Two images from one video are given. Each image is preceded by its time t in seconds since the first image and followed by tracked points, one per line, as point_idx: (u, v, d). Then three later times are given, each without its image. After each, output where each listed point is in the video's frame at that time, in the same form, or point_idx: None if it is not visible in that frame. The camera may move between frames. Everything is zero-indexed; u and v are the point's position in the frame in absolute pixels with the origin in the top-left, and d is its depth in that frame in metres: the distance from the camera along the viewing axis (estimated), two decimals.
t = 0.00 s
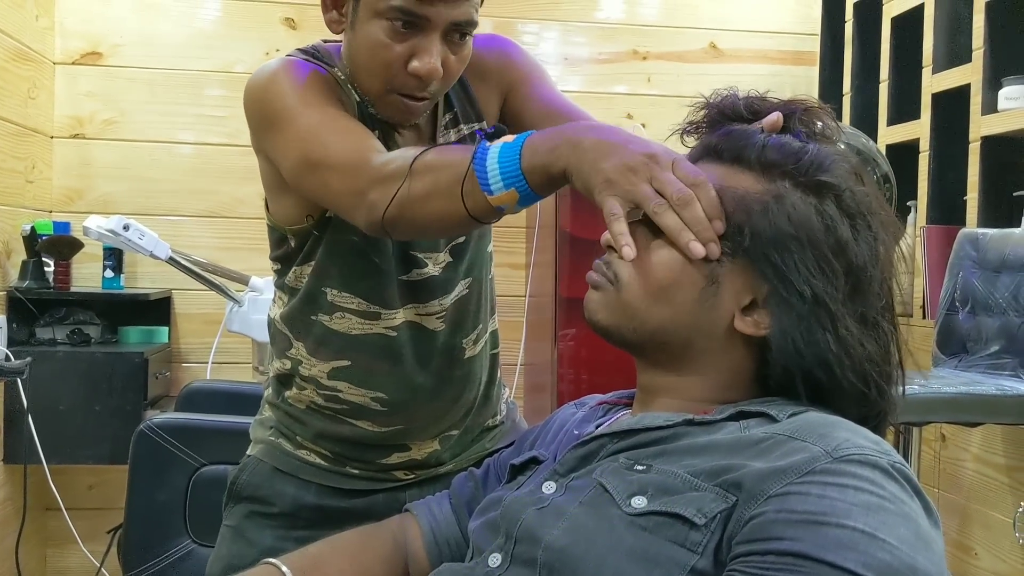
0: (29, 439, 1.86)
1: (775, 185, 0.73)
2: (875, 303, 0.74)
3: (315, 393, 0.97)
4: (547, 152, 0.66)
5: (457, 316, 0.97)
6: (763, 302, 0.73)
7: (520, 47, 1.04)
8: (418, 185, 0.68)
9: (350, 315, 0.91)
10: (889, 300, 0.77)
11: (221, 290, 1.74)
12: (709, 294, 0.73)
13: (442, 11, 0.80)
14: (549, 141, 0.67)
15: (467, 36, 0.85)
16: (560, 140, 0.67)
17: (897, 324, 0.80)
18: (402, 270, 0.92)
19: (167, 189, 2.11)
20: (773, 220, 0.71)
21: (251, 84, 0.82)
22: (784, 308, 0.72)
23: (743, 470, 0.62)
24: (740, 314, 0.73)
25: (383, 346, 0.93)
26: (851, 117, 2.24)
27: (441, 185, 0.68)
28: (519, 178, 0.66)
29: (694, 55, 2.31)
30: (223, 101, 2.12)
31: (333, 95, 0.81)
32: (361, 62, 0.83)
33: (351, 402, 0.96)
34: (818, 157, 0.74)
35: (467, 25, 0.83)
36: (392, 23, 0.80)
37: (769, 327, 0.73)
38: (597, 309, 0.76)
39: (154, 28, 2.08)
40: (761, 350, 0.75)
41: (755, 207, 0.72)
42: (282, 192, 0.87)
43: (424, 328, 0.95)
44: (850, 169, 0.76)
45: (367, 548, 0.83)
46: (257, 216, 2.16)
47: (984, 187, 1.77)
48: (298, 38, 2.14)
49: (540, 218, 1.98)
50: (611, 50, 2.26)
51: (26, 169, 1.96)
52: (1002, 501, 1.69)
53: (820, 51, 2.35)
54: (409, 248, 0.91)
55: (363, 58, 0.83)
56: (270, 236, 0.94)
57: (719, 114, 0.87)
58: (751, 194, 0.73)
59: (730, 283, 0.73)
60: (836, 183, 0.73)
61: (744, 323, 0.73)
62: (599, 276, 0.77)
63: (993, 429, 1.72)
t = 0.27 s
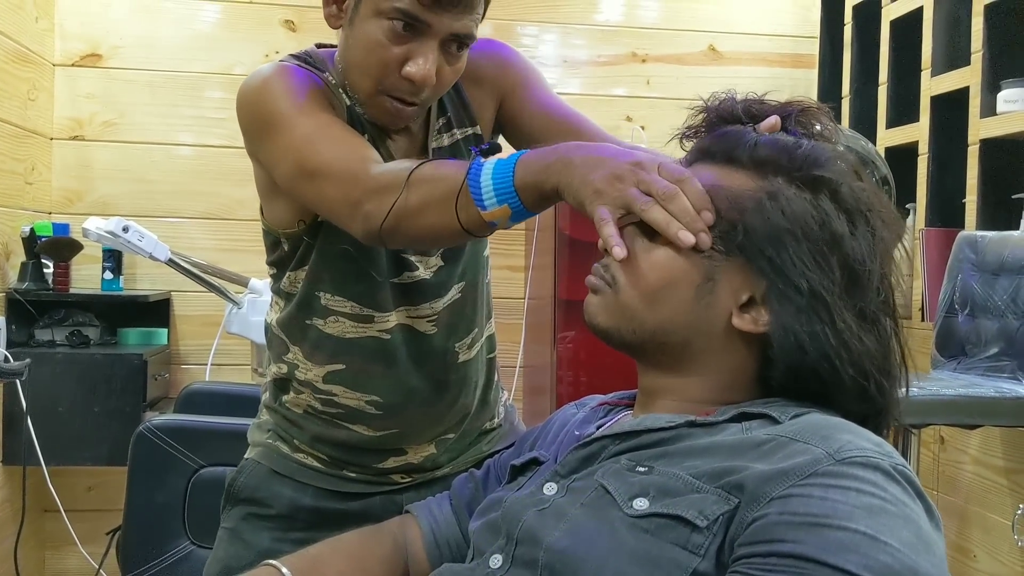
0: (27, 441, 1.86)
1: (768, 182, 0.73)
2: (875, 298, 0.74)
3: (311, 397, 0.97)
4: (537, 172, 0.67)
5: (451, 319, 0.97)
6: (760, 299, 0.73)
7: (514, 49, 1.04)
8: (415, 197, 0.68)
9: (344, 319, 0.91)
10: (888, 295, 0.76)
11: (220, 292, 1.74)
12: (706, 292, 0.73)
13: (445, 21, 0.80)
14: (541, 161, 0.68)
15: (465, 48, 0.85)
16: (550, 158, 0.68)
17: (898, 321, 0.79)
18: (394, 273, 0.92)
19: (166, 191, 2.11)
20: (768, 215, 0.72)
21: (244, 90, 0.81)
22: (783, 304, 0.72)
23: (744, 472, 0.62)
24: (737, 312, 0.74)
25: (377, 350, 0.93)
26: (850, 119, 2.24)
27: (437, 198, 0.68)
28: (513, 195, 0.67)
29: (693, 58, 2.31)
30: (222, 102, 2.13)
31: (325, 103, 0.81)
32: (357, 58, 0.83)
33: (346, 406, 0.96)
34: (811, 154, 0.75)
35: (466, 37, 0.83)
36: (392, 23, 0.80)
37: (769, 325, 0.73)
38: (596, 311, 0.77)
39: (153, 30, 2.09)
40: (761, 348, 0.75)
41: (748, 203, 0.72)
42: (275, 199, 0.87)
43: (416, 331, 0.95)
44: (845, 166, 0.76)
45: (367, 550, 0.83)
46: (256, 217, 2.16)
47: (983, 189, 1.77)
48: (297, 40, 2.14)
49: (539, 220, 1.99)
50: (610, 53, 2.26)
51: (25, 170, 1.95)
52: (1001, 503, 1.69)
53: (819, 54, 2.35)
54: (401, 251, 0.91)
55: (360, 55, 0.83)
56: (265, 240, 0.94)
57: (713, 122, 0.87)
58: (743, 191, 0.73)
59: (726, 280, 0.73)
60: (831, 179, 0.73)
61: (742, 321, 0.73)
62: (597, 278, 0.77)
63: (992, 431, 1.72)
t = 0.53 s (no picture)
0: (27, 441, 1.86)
1: (762, 182, 0.74)
2: (869, 299, 0.74)
3: (307, 400, 0.97)
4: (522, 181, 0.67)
5: (447, 323, 0.96)
6: (752, 299, 0.73)
7: (512, 54, 1.04)
8: (401, 202, 0.68)
9: (339, 322, 0.92)
10: (883, 296, 0.76)
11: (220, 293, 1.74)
12: (698, 291, 0.73)
13: (443, 27, 0.80)
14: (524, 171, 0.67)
15: (461, 55, 0.85)
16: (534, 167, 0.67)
17: (894, 322, 0.79)
18: (387, 276, 0.92)
19: (166, 192, 2.11)
20: (760, 215, 0.72)
21: (240, 88, 0.81)
22: (774, 302, 0.72)
23: (743, 472, 0.62)
24: (729, 311, 0.74)
25: (371, 353, 0.93)
26: (850, 120, 2.24)
27: (422, 204, 0.68)
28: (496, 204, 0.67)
29: (693, 59, 2.31)
30: (222, 103, 2.13)
31: (320, 106, 0.81)
32: (352, 59, 0.83)
33: (341, 410, 0.96)
34: (807, 153, 0.75)
35: (462, 45, 0.83)
36: (390, 26, 0.80)
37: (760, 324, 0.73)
38: (591, 312, 0.77)
39: (153, 31, 2.09)
40: (756, 348, 0.74)
41: (741, 204, 0.72)
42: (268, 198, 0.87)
43: (408, 335, 0.95)
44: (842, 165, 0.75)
45: (367, 550, 0.83)
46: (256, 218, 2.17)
47: (983, 190, 1.77)
48: (297, 40, 2.14)
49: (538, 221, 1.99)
50: (610, 53, 2.26)
51: (25, 170, 1.96)
52: (1000, 504, 1.69)
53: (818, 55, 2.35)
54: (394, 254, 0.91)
55: (355, 56, 0.83)
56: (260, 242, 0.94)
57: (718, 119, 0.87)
58: (736, 192, 0.73)
59: (718, 279, 0.73)
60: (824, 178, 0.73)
61: (735, 320, 0.73)
62: (592, 278, 0.78)
63: (992, 432, 1.72)
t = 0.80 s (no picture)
0: (26, 442, 1.86)
1: (759, 183, 0.74)
2: (867, 299, 0.74)
3: (307, 403, 0.97)
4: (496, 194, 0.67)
5: (445, 325, 0.96)
6: (749, 299, 0.73)
7: (509, 57, 1.03)
8: (382, 213, 0.69)
9: (334, 327, 0.92)
10: (880, 296, 0.76)
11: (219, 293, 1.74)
12: (693, 292, 0.73)
13: (438, 27, 0.80)
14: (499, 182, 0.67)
15: (456, 55, 0.85)
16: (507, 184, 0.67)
17: (892, 323, 0.78)
18: (383, 280, 0.92)
19: (166, 192, 2.11)
20: (757, 215, 0.72)
21: (232, 92, 0.81)
22: (773, 302, 0.72)
23: (742, 474, 0.61)
24: (726, 311, 0.74)
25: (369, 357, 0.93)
26: (850, 121, 2.24)
27: (401, 216, 0.68)
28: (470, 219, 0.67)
29: (693, 59, 2.31)
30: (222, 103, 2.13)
31: (310, 111, 0.81)
32: (347, 60, 0.83)
33: (339, 413, 0.96)
34: (803, 154, 0.75)
35: (457, 45, 0.83)
36: (385, 27, 0.80)
37: (758, 323, 0.73)
38: (586, 314, 0.77)
39: (153, 31, 2.09)
40: (754, 349, 0.74)
41: (737, 204, 0.73)
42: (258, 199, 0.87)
43: (405, 338, 0.94)
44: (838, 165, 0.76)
45: (365, 551, 0.83)
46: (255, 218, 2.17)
47: (983, 191, 1.77)
48: (297, 41, 2.14)
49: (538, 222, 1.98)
50: (610, 54, 2.26)
51: (25, 171, 1.96)
52: (1000, 504, 1.69)
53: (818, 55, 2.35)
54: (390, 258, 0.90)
55: (350, 57, 0.83)
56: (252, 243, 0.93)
57: (712, 117, 0.87)
58: (732, 193, 0.73)
59: (714, 279, 0.73)
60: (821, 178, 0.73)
61: (731, 321, 0.73)
62: (588, 279, 0.78)
63: (992, 432, 1.72)
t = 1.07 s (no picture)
0: (26, 442, 1.86)
1: (758, 184, 0.73)
2: (867, 299, 0.74)
3: (310, 403, 0.97)
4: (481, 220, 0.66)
5: (446, 325, 0.96)
6: (750, 303, 0.73)
7: (510, 56, 1.03)
8: (369, 233, 0.70)
9: (335, 329, 0.91)
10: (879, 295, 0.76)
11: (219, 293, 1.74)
12: (695, 295, 0.73)
13: (436, 23, 0.80)
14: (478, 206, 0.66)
15: (455, 51, 0.85)
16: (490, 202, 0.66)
17: (890, 321, 0.79)
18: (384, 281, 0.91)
19: (166, 192, 2.11)
20: (758, 218, 0.72)
21: (232, 94, 0.82)
22: (777, 306, 0.71)
23: (740, 474, 0.61)
24: (727, 315, 0.74)
25: (370, 358, 0.93)
26: (850, 121, 2.24)
27: (386, 236, 0.69)
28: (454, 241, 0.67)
29: (693, 59, 2.31)
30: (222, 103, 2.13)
31: (308, 117, 0.82)
32: (345, 57, 0.84)
33: (341, 415, 0.96)
34: (800, 154, 0.75)
35: (456, 41, 0.83)
36: (384, 23, 0.80)
37: (760, 327, 0.73)
38: (585, 316, 0.76)
39: (153, 31, 2.09)
40: (755, 351, 0.74)
41: (737, 207, 0.72)
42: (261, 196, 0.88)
43: (407, 339, 0.94)
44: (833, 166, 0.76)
45: (364, 551, 0.83)
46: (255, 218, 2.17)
47: (982, 191, 1.77)
48: (297, 41, 2.14)
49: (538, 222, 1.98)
50: (609, 54, 2.26)
51: (25, 171, 1.96)
52: (1000, 504, 1.69)
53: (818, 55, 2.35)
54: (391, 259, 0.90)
55: (349, 54, 0.83)
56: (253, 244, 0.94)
57: (706, 115, 0.87)
58: (731, 195, 0.73)
59: (716, 283, 0.73)
60: (819, 180, 0.73)
61: (732, 324, 0.73)
62: (585, 282, 0.77)
63: (992, 432, 1.72)
